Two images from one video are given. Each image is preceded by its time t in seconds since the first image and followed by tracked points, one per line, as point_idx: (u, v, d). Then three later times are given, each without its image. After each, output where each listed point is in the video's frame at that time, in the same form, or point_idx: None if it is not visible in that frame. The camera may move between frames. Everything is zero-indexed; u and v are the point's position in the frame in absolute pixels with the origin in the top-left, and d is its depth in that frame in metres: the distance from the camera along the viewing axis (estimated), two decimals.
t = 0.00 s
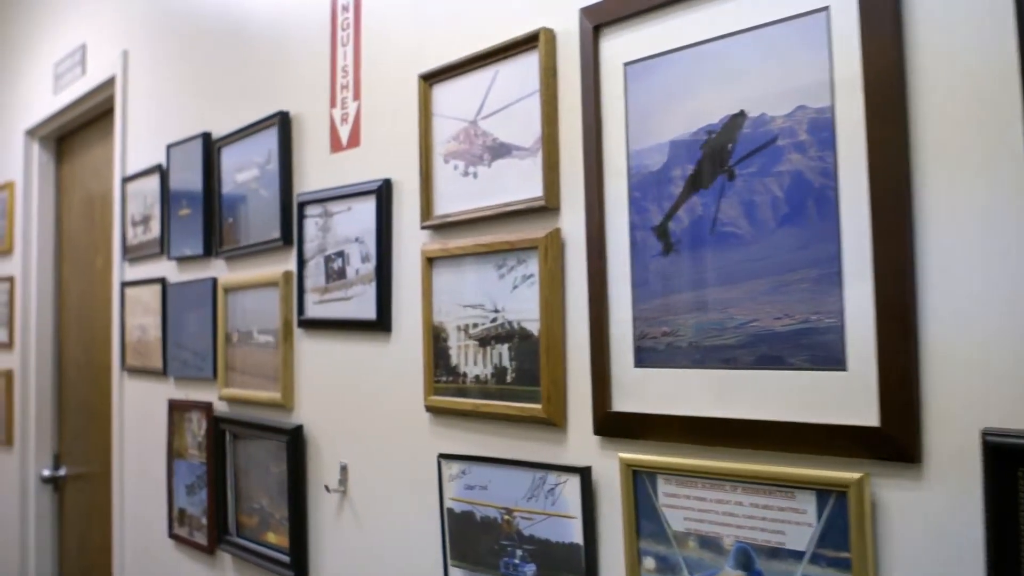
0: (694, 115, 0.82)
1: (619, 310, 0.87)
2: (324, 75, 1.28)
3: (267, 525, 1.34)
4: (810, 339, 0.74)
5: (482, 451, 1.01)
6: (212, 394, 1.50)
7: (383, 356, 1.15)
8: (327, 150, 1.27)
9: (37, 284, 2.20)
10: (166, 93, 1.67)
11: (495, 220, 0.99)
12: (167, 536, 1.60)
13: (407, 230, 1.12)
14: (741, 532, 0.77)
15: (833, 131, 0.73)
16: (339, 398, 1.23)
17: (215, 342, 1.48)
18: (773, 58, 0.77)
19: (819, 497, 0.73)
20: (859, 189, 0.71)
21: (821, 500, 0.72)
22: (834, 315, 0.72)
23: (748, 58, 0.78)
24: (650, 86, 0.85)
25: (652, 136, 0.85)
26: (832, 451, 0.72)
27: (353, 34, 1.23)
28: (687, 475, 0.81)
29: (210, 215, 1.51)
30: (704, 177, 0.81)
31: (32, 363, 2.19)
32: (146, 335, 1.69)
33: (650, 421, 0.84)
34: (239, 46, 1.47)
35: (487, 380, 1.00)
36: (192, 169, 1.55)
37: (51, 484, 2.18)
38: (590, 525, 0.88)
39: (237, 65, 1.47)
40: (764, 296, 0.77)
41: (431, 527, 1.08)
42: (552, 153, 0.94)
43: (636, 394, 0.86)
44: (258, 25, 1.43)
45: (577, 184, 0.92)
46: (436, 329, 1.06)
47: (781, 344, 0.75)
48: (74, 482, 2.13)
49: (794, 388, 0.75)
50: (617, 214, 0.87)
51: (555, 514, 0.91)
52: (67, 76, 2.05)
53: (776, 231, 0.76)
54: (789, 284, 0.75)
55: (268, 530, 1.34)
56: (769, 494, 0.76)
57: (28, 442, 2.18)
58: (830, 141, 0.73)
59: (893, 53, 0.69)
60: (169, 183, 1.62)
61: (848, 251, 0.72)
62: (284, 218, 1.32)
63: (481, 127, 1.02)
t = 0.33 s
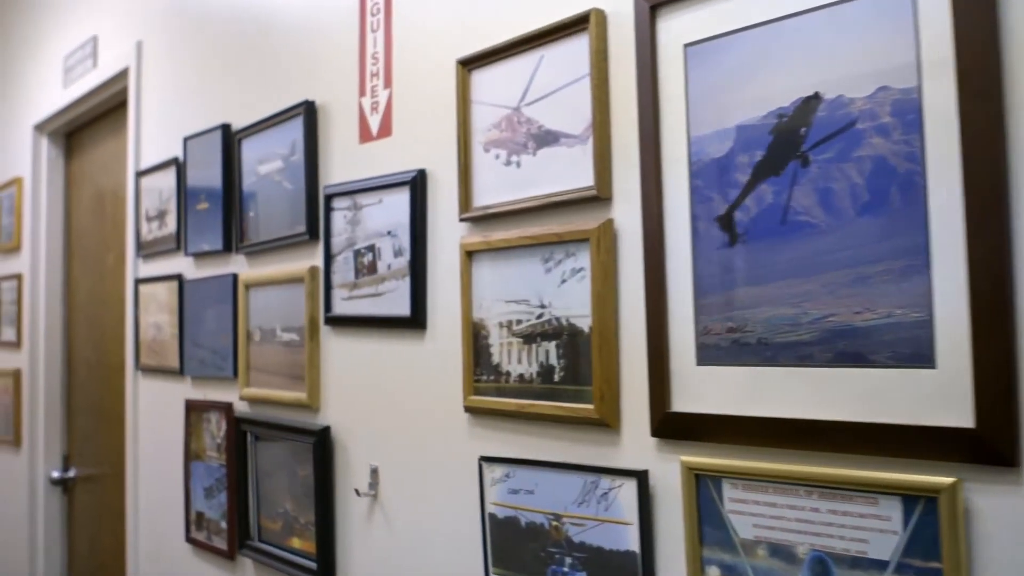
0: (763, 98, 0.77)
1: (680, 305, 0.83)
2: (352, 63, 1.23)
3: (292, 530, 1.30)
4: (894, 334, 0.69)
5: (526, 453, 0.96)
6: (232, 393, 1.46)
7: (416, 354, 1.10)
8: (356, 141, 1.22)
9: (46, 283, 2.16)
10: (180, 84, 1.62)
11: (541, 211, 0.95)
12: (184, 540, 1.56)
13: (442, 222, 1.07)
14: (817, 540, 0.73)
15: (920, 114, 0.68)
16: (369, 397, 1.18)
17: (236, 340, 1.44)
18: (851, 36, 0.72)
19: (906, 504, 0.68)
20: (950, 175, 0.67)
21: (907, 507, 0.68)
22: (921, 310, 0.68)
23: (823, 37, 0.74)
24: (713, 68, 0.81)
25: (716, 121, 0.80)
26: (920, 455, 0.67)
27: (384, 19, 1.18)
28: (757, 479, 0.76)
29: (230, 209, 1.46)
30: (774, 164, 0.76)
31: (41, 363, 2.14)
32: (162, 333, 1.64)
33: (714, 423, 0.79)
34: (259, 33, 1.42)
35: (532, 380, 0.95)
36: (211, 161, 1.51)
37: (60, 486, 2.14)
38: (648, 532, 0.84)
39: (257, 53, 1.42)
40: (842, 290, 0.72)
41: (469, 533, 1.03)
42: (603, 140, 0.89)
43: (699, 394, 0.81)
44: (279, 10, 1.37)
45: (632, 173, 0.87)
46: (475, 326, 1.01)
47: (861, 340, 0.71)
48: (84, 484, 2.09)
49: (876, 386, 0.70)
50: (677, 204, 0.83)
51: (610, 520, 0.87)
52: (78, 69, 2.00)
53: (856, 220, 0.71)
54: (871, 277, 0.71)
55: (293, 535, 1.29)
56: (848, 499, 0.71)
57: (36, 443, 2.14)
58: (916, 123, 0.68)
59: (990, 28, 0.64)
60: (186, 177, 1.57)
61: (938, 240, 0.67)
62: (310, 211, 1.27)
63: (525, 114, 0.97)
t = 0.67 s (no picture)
0: (841, 79, 0.73)
1: (748, 299, 0.78)
2: (383, 49, 1.18)
3: (318, 536, 1.25)
4: (992, 330, 0.64)
5: (575, 456, 0.91)
6: (253, 394, 1.41)
7: (454, 352, 1.06)
8: (387, 130, 1.17)
9: (55, 281, 2.11)
10: (197, 74, 1.57)
11: (593, 201, 0.90)
12: (203, 545, 1.51)
13: (482, 215, 1.02)
14: (904, 549, 0.68)
15: (1020, 93, 0.63)
16: (401, 397, 1.13)
17: (258, 338, 1.39)
18: (942, 12, 0.67)
19: (1005, 512, 0.63)
20: None
21: (1006, 515, 0.63)
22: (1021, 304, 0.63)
23: (909, 13, 0.69)
24: (785, 48, 0.76)
25: (788, 104, 0.76)
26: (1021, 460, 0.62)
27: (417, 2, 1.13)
28: (835, 484, 0.72)
29: (252, 203, 1.42)
30: (853, 149, 0.72)
31: (51, 362, 2.10)
32: (179, 331, 1.59)
33: (787, 424, 0.75)
34: (280, 19, 1.37)
35: (582, 379, 0.90)
36: (231, 154, 1.46)
37: (69, 487, 2.10)
38: (713, 540, 0.79)
39: (278, 41, 1.37)
40: (931, 282, 0.67)
41: (511, 540, 0.98)
42: (660, 127, 0.85)
43: (769, 394, 0.77)
44: None
45: (693, 160, 0.83)
46: (519, 323, 0.97)
47: (953, 337, 0.66)
48: (96, 486, 2.05)
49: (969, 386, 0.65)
50: (746, 192, 0.78)
51: (670, 527, 0.82)
52: (89, 62, 1.96)
53: (946, 208, 0.67)
54: (964, 269, 0.66)
55: (319, 541, 1.25)
56: (939, 506, 0.66)
57: (46, 444, 2.10)
58: (1016, 104, 0.64)
59: None
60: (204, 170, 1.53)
61: None
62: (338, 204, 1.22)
63: (575, 100, 0.93)
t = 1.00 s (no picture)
0: (928, 58, 0.67)
1: (823, 293, 0.73)
2: (416, 35, 1.13)
3: (346, 541, 1.20)
4: None
5: (630, 459, 0.87)
6: (275, 394, 1.36)
7: (495, 350, 1.01)
8: (421, 119, 1.12)
9: (65, 278, 2.07)
10: (215, 65, 1.52)
11: (649, 190, 0.85)
12: (222, 550, 1.46)
13: (525, 206, 0.98)
14: (1000, 560, 0.64)
15: None
16: (437, 397, 1.09)
17: (282, 336, 1.34)
18: None
19: None
20: None
21: None
22: None
23: None
24: (864, 25, 0.71)
25: (869, 85, 0.71)
26: None
27: None
28: (923, 490, 0.67)
29: (274, 197, 1.37)
30: (943, 132, 0.67)
31: (61, 361, 2.06)
32: (196, 329, 1.55)
33: (868, 426, 0.70)
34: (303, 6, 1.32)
35: (638, 378, 0.86)
36: (251, 146, 1.41)
37: (79, 489, 2.07)
38: (785, 548, 0.75)
39: (302, 30, 1.32)
40: None
41: (558, 546, 0.94)
42: (724, 111, 0.80)
43: (846, 393, 0.72)
44: None
45: (761, 146, 0.78)
46: (567, 319, 0.92)
47: None
48: (106, 487, 2.01)
49: None
50: (821, 179, 0.74)
51: (738, 534, 0.78)
52: (100, 54, 1.91)
53: None
54: None
55: (347, 547, 1.20)
56: None
57: (56, 445, 2.06)
58: None
59: None
60: (223, 163, 1.48)
61: None
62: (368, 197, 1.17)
63: (629, 84, 0.88)
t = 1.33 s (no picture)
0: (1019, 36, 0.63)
1: (902, 286, 0.69)
2: (449, 21, 1.09)
3: (375, 546, 1.16)
4: None
5: (686, 463, 0.83)
6: (298, 395, 1.32)
7: (537, 348, 0.97)
8: (456, 108, 1.07)
9: (74, 276, 2.03)
10: (234, 55, 1.48)
11: (707, 180, 0.81)
12: (242, 555, 1.42)
13: (570, 198, 0.94)
14: None
15: None
16: (472, 397, 1.04)
17: (305, 335, 1.30)
18: None
19: None
20: None
21: None
22: None
23: None
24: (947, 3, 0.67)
25: (953, 66, 0.67)
26: None
27: None
28: (1016, 496, 0.63)
29: (297, 191, 1.32)
30: None
31: (70, 360, 2.02)
32: (212, 327, 1.50)
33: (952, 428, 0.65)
34: None
35: (695, 377, 0.82)
36: (272, 138, 1.36)
37: (89, 492, 2.03)
38: (860, 557, 0.71)
39: (326, 17, 1.28)
40: None
41: (606, 554, 0.89)
42: (790, 96, 0.76)
43: (927, 394, 0.68)
44: None
45: (830, 132, 0.74)
46: (616, 316, 0.88)
47: None
48: (116, 490, 1.96)
49: None
50: (899, 166, 0.70)
51: (808, 542, 0.73)
52: (111, 46, 1.87)
53: None
54: None
55: (376, 553, 1.16)
56: None
57: (65, 446, 2.02)
58: None
59: None
60: (242, 156, 1.43)
61: None
62: (398, 190, 1.12)
63: (683, 69, 0.84)
